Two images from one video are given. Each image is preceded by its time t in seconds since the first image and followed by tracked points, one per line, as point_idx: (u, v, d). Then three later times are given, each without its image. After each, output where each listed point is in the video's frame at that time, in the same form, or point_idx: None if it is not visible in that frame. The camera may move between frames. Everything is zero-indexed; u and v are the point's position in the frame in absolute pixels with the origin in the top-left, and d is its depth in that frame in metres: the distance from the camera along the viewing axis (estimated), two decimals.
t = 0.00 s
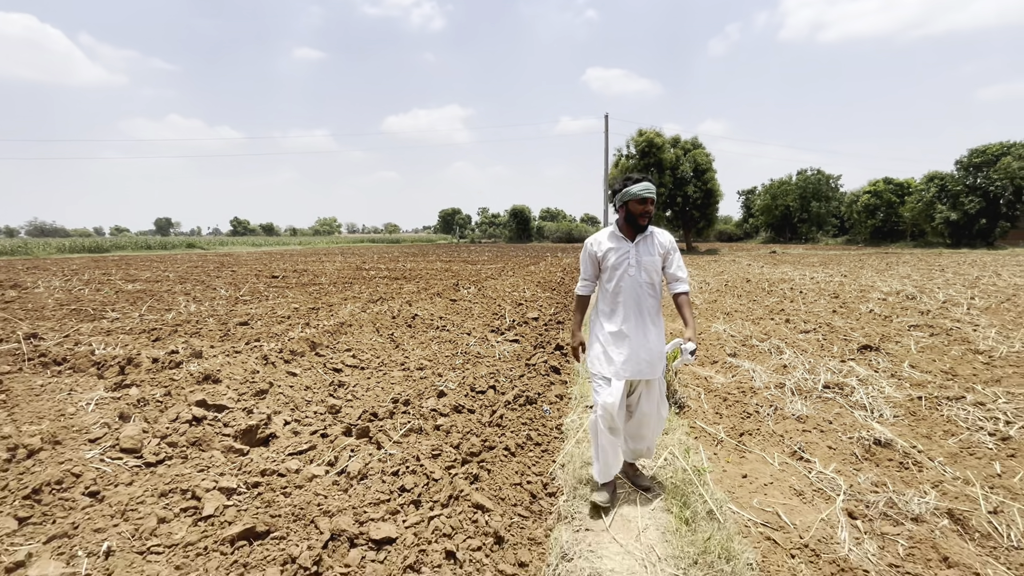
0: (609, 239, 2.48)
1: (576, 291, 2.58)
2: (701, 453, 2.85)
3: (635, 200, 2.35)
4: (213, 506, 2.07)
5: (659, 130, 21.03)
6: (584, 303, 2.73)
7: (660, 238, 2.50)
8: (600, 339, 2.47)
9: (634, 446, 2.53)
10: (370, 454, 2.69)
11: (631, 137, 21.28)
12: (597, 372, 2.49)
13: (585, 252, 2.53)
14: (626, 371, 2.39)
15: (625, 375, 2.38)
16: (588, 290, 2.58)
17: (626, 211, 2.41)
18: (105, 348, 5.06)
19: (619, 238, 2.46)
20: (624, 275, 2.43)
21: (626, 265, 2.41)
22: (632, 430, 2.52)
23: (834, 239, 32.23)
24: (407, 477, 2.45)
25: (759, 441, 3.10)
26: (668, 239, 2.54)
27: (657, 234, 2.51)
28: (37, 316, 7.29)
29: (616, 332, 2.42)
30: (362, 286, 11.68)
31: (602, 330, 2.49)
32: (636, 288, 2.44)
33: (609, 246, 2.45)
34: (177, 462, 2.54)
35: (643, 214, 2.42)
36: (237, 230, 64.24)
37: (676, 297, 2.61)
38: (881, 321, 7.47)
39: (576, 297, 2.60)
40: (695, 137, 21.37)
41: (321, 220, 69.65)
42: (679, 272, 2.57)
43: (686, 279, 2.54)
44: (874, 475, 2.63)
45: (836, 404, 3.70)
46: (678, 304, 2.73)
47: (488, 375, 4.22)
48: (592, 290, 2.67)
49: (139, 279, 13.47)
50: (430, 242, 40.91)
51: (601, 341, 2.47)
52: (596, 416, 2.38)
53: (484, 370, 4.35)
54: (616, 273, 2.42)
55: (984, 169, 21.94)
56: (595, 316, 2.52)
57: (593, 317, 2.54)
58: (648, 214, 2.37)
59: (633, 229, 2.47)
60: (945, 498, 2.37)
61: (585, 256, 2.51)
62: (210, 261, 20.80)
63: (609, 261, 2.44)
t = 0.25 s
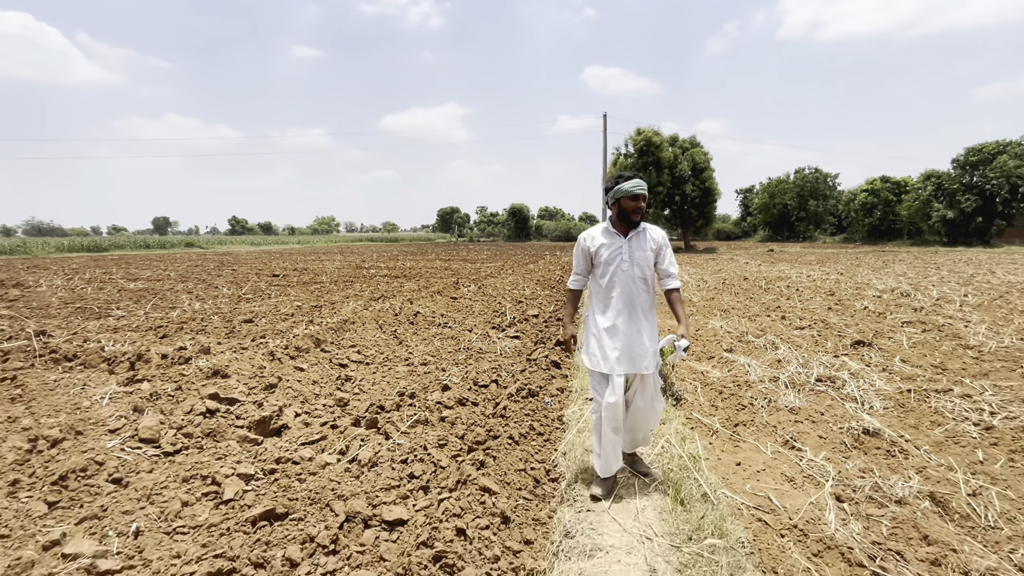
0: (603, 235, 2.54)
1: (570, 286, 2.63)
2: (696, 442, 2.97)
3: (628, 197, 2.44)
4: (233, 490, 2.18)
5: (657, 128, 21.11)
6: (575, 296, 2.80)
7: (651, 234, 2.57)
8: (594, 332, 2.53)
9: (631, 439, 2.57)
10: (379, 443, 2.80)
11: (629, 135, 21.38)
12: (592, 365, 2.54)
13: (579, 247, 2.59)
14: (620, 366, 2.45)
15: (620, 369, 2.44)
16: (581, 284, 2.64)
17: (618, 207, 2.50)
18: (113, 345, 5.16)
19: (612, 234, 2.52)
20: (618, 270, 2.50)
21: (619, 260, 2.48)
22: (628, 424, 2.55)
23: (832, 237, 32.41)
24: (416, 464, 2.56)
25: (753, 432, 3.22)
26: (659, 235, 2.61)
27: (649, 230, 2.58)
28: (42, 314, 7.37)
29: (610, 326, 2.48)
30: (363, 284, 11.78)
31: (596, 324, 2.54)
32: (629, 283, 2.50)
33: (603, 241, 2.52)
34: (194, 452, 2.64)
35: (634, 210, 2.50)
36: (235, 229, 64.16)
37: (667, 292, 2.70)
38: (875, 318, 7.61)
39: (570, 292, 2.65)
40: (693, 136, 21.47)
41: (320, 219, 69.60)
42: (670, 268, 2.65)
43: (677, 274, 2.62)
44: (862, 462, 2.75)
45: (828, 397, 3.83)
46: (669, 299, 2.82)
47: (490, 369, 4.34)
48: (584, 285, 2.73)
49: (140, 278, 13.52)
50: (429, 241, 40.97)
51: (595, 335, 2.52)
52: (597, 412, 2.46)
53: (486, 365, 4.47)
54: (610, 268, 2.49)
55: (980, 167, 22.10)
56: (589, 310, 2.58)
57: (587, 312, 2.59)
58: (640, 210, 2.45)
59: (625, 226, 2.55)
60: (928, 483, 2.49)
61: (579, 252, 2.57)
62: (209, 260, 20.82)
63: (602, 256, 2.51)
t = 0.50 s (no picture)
0: (595, 230, 2.61)
1: (561, 280, 2.68)
2: (690, 432, 3.08)
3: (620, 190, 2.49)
4: (247, 477, 2.28)
5: (656, 127, 21.20)
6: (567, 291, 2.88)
7: (643, 230, 2.65)
8: (586, 326, 2.59)
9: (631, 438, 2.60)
10: (385, 434, 2.91)
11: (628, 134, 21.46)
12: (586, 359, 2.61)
13: (572, 242, 2.64)
14: (612, 359, 2.51)
15: (612, 361, 2.51)
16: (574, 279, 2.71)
17: (610, 201, 2.55)
18: (121, 342, 5.25)
19: (604, 229, 2.59)
20: (609, 264, 2.57)
21: (611, 255, 2.55)
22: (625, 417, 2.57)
23: (830, 235, 32.56)
24: (421, 453, 2.67)
25: (745, 423, 3.33)
26: (650, 231, 2.68)
27: (640, 226, 2.66)
28: (47, 312, 7.45)
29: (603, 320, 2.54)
30: (363, 282, 11.86)
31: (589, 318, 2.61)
32: (621, 277, 2.57)
33: (595, 237, 2.58)
34: (207, 442, 2.74)
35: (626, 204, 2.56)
36: (234, 228, 64.12)
37: (657, 287, 2.78)
38: (869, 315, 7.73)
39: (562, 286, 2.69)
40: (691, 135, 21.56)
41: (318, 218, 69.62)
42: (660, 262, 2.73)
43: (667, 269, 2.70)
44: (849, 451, 2.86)
45: (819, 390, 3.94)
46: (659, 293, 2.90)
47: (491, 365, 4.44)
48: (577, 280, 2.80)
49: (141, 277, 13.56)
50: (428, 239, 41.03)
51: (588, 329, 2.58)
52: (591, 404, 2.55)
53: (487, 361, 4.57)
54: (601, 263, 2.56)
55: (977, 166, 22.24)
56: (582, 304, 2.65)
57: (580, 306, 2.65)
58: (632, 203, 2.52)
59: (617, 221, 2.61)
60: (911, 470, 2.60)
61: (571, 247, 2.63)
62: (208, 259, 20.86)
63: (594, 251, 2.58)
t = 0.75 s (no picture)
0: (594, 230, 2.65)
1: (560, 280, 2.70)
2: (684, 423, 3.21)
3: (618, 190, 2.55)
4: (260, 464, 2.39)
5: (654, 127, 21.31)
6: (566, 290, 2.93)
7: (641, 230, 2.70)
8: (585, 323, 2.62)
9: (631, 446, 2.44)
10: (390, 425, 3.02)
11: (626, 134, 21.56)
12: (584, 356, 2.64)
13: (571, 242, 2.67)
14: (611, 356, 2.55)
15: (612, 358, 2.54)
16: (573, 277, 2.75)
17: (608, 202, 2.60)
18: (128, 339, 5.36)
19: (603, 229, 2.64)
20: (608, 263, 2.61)
21: (609, 255, 2.59)
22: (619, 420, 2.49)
23: (827, 234, 32.72)
24: (425, 442, 2.79)
25: (736, 415, 3.45)
26: (647, 230, 2.74)
27: (638, 226, 2.71)
28: (52, 310, 7.54)
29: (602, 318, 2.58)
30: (364, 281, 11.96)
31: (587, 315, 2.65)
32: (620, 276, 2.61)
33: (595, 236, 2.62)
34: (220, 433, 2.85)
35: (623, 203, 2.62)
36: (232, 227, 64.12)
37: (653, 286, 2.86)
38: (862, 312, 7.86)
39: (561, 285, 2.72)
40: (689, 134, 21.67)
41: (317, 217, 69.62)
42: (656, 261, 2.80)
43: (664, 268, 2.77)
44: (835, 440, 2.99)
45: (809, 384, 4.06)
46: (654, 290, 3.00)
47: (491, 360, 4.55)
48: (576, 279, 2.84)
49: (142, 276, 13.66)
50: (427, 238, 41.09)
51: (587, 326, 2.61)
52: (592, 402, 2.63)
53: (487, 356, 4.69)
54: (600, 261, 2.60)
55: (973, 164, 22.41)
56: (581, 302, 2.68)
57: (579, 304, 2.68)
58: (629, 203, 2.58)
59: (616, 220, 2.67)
60: (893, 458, 2.72)
61: (570, 246, 2.66)
62: (208, 258, 20.93)
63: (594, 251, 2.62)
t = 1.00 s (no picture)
0: (597, 229, 2.68)
1: (565, 278, 2.75)
2: (678, 414, 3.34)
3: (620, 188, 2.54)
4: (273, 452, 2.50)
5: (653, 126, 21.40)
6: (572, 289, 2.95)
7: (644, 228, 2.70)
8: (588, 322, 2.64)
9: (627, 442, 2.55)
10: (396, 416, 3.14)
11: (625, 133, 21.67)
12: (587, 354, 2.66)
13: (575, 241, 2.72)
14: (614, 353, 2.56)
15: (613, 356, 2.55)
16: (577, 276, 2.78)
17: (611, 199, 2.60)
18: (136, 335, 5.47)
19: (606, 227, 2.65)
20: (611, 262, 2.63)
21: (611, 253, 2.61)
22: (622, 415, 2.57)
23: (826, 233, 32.89)
24: (429, 432, 2.90)
25: (729, 408, 3.57)
26: (652, 228, 2.73)
27: (642, 224, 2.71)
28: (58, 309, 7.64)
29: (604, 315, 2.60)
30: (365, 279, 12.08)
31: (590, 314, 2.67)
32: (623, 274, 2.63)
33: (597, 235, 2.65)
34: (232, 424, 2.96)
35: (626, 200, 2.60)
36: (232, 226, 64.18)
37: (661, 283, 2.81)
38: (857, 309, 7.99)
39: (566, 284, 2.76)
40: (688, 133, 21.76)
41: (316, 216, 69.77)
42: (663, 259, 2.77)
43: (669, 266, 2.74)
44: (823, 430, 3.11)
45: (801, 377, 4.19)
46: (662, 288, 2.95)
47: (492, 355, 4.67)
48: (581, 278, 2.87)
49: (144, 275, 13.77)
50: (426, 237, 41.16)
51: (590, 324, 2.63)
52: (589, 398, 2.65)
53: (488, 352, 4.80)
54: (603, 260, 2.63)
55: (971, 164, 22.56)
56: (585, 300, 2.71)
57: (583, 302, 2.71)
58: (633, 200, 2.57)
59: (619, 219, 2.67)
60: (878, 447, 2.84)
61: (575, 245, 2.71)
62: (209, 257, 21.04)
63: (596, 250, 2.66)
